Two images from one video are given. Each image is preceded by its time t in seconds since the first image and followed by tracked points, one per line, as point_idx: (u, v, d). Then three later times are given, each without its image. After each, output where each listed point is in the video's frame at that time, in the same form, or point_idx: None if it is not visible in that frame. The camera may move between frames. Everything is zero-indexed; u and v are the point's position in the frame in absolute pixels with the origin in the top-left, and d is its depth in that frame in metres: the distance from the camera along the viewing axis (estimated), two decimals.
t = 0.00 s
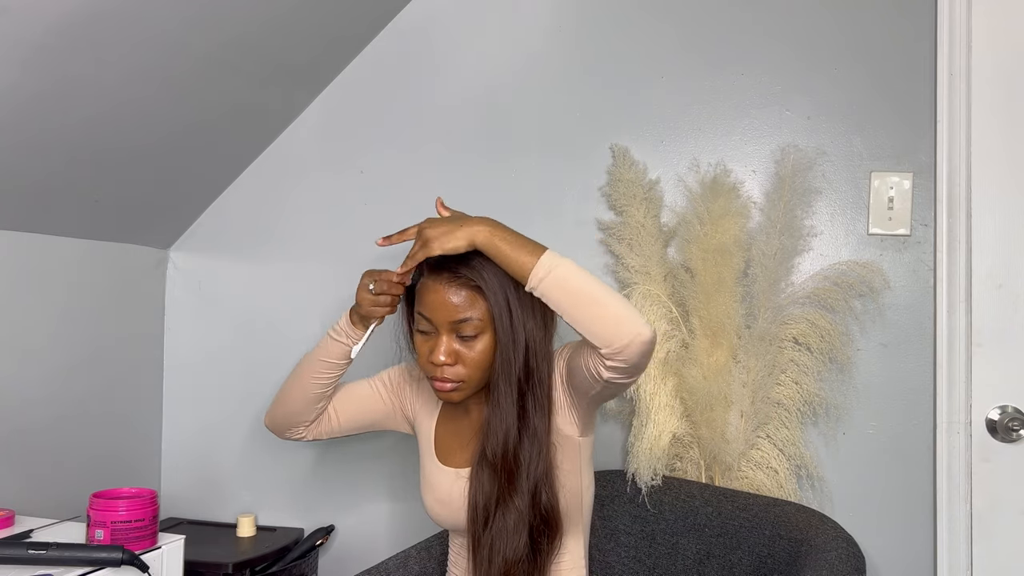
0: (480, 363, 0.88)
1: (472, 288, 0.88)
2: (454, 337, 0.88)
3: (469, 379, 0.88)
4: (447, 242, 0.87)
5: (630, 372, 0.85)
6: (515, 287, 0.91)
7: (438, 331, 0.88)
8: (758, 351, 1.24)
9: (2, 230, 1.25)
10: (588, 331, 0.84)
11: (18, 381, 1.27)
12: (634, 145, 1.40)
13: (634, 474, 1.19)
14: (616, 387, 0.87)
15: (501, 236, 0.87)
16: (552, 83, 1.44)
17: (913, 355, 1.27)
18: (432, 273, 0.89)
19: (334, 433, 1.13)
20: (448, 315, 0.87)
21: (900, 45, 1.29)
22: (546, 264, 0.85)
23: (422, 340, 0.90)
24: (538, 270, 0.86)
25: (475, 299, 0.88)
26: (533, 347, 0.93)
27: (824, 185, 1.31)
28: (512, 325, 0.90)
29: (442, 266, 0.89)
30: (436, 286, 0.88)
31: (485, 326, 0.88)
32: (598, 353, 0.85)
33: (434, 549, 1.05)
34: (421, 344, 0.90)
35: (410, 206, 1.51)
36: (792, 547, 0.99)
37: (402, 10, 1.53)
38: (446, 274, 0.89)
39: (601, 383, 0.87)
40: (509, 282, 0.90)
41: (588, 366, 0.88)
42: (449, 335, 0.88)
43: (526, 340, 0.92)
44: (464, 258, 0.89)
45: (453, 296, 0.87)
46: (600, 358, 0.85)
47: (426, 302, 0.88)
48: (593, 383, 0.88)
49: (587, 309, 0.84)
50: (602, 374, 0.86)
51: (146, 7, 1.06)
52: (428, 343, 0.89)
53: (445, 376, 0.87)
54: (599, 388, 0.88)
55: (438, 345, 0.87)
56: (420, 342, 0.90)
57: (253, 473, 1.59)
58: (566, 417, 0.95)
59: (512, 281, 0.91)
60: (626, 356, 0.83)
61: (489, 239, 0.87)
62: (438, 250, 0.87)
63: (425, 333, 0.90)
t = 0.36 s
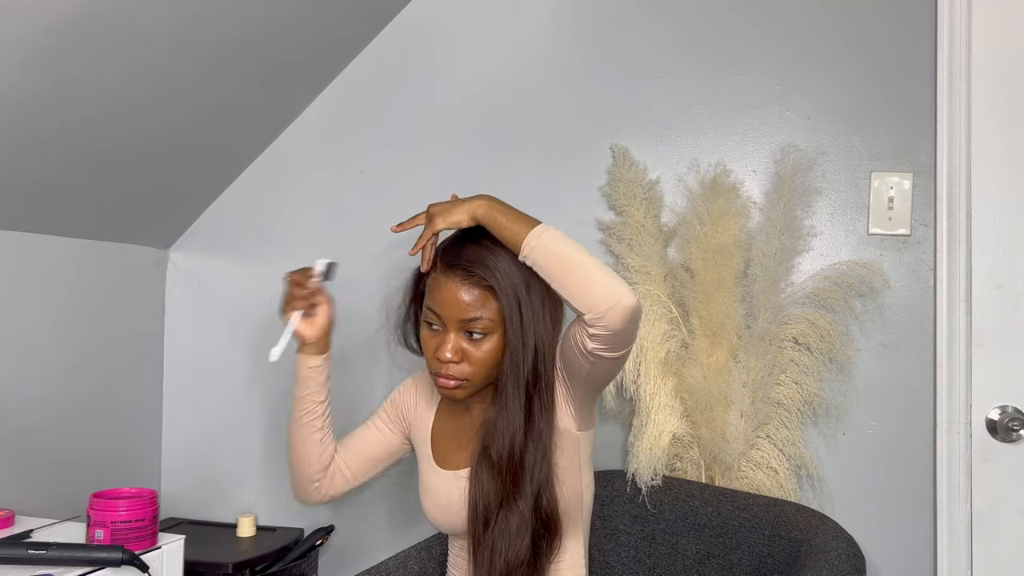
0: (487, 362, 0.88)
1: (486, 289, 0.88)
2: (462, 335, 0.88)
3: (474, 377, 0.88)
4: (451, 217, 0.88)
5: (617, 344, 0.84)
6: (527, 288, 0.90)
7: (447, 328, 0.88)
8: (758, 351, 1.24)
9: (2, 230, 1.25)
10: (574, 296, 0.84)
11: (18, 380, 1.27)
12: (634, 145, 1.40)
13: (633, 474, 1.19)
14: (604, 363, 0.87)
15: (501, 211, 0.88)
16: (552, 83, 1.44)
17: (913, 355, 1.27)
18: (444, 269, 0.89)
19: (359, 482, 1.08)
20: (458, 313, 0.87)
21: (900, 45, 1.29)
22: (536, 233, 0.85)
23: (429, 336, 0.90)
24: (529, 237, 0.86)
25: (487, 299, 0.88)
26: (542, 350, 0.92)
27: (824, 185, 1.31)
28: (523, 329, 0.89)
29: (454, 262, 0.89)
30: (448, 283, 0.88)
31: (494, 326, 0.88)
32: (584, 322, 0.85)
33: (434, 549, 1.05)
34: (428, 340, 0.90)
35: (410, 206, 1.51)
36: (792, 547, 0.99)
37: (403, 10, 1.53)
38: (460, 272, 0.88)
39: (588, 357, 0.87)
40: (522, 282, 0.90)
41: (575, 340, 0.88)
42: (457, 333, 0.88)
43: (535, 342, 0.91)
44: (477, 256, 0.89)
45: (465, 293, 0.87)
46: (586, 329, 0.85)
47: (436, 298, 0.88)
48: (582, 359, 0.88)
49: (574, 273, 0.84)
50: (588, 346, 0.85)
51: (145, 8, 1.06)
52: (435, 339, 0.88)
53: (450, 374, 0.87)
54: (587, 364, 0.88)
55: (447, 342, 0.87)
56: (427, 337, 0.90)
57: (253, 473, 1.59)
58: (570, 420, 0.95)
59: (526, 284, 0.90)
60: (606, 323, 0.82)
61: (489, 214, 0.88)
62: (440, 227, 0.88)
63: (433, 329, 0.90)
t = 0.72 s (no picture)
0: (448, 360, 0.89)
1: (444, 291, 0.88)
2: (423, 332, 0.90)
3: (436, 374, 0.89)
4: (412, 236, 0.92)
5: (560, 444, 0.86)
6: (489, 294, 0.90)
7: (411, 324, 0.90)
8: (758, 351, 1.24)
9: (2, 230, 1.25)
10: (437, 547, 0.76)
11: (19, 380, 1.27)
12: (635, 145, 1.40)
13: (633, 474, 1.19)
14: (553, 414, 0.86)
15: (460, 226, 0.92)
16: (551, 83, 1.44)
17: (913, 355, 1.27)
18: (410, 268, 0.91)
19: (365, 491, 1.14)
20: (417, 310, 0.89)
21: (901, 45, 1.29)
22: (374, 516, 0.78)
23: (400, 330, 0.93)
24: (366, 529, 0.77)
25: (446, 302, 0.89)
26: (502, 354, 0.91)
27: (824, 185, 1.31)
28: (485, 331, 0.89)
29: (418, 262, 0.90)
30: (410, 282, 0.90)
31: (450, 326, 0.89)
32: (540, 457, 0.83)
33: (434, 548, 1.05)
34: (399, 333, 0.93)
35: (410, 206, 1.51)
36: (792, 547, 0.99)
37: (402, 10, 1.53)
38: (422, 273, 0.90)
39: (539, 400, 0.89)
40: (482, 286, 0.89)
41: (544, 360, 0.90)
42: (418, 330, 0.90)
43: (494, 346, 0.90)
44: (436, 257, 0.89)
45: (424, 293, 0.89)
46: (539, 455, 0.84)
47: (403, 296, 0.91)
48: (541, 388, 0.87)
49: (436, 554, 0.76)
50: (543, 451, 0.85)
51: (146, 8, 1.06)
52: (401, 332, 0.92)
53: (415, 369, 0.90)
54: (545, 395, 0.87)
55: (409, 338, 0.90)
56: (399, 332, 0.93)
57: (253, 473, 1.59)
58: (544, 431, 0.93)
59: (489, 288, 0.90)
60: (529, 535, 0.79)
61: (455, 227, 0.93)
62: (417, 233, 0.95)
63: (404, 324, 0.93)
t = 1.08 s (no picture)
0: (433, 380, 0.88)
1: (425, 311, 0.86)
2: (407, 352, 0.87)
3: (422, 393, 0.89)
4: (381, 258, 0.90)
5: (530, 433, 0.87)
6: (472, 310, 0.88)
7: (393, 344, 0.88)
8: (757, 351, 1.24)
9: (2, 230, 1.25)
10: (444, 553, 0.75)
11: (19, 378, 1.28)
12: (634, 145, 1.40)
13: (633, 474, 1.19)
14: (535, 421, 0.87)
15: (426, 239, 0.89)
16: (551, 83, 1.44)
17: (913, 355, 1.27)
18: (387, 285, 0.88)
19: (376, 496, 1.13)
20: (398, 331, 0.86)
21: (900, 45, 1.29)
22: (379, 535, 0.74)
23: (381, 348, 0.91)
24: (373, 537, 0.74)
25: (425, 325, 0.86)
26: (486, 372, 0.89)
27: (824, 185, 1.31)
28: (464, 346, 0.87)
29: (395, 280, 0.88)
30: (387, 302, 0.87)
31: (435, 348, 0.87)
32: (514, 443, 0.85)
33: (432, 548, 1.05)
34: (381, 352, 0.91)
35: (410, 206, 1.51)
36: (791, 546, 0.99)
37: (402, 10, 1.53)
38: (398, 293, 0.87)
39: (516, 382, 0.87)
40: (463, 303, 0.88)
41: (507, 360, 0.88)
42: (402, 350, 0.87)
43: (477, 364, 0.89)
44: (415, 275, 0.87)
45: (403, 313, 0.86)
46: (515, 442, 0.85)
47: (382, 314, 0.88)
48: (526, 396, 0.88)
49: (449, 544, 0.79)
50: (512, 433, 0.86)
51: (146, 6, 1.07)
52: (383, 353, 0.89)
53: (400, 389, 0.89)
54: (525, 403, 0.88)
55: (393, 359, 0.88)
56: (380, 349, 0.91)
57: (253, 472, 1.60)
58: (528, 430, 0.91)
59: (468, 300, 0.88)
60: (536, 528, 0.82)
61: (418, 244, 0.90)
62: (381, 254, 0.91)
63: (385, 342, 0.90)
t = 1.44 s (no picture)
0: (495, 372, 0.89)
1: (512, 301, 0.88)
2: (479, 342, 0.88)
3: (481, 382, 0.89)
4: (441, 233, 0.89)
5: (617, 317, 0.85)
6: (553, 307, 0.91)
7: (465, 332, 0.88)
8: (758, 351, 1.24)
9: (1, 230, 1.25)
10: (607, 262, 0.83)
11: (19, 379, 1.27)
12: (634, 145, 1.40)
13: (634, 474, 1.19)
14: (611, 337, 0.87)
15: (485, 216, 0.88)
16: (551, 83, 1.44)
17: (912, 355, 1.27)
18: (473, 274, 0.89)
19: (363, 493, 1.09)
20: (480, 320, 0.87)
21: (901, 45, 1.29)
22: (525, 221, 0.85)
23: (444, 335, 0.90)
24: (517, 226, 0.86)
25: (508, 307, 0.88)
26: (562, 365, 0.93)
27: (824, 185, 1.31)
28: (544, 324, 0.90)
29: (483, 269, 0.89)
30: (472, 288, 0.88)
31: (512, 340, 0.88)
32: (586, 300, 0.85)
33: (433, 549, 1.05)
34: (442, 338, 0.90)
35: (410, 206, 1.51)
36: (792, 547, 0.99)
37: (403, 10, 1.53)
38: (478, 276, 0.88)
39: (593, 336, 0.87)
40: (547, 299, 0.90)
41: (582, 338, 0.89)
42: (475, 340, 0.88)
43: (556, 358, 0.92)
44: (505, 267, 0.89)
45: (488, 301, 0.87)
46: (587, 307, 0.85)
47: (460, 301, 0.88)
48: (586, 338, 0.88)
49: (565, 258, 0.84)
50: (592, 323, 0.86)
51: (147, 7, 1.06)
52: (449, 340, 0.89)
53: (458, 375, 0.88)
54: (592, 343, 0.88)
55: (462, 345, 0.88)
56: (440, 335, 0.90)
57: (253, 472, 1.59)
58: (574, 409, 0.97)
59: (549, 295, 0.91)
60: (611, 295, 0.83)
61: (473, 220, 0.88)
62: (435, 247, 0.88)
63: (450, 328, 0.90)
